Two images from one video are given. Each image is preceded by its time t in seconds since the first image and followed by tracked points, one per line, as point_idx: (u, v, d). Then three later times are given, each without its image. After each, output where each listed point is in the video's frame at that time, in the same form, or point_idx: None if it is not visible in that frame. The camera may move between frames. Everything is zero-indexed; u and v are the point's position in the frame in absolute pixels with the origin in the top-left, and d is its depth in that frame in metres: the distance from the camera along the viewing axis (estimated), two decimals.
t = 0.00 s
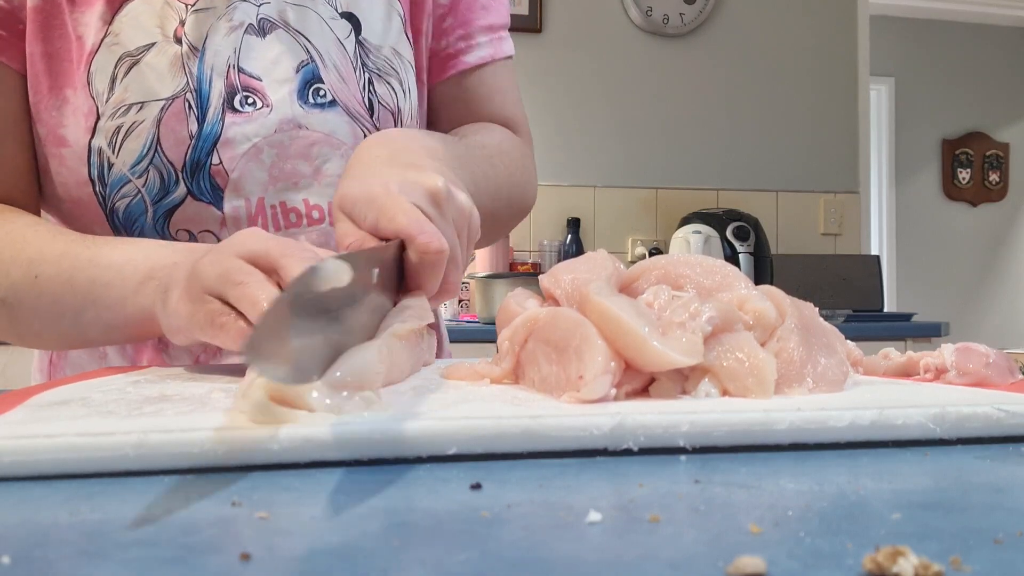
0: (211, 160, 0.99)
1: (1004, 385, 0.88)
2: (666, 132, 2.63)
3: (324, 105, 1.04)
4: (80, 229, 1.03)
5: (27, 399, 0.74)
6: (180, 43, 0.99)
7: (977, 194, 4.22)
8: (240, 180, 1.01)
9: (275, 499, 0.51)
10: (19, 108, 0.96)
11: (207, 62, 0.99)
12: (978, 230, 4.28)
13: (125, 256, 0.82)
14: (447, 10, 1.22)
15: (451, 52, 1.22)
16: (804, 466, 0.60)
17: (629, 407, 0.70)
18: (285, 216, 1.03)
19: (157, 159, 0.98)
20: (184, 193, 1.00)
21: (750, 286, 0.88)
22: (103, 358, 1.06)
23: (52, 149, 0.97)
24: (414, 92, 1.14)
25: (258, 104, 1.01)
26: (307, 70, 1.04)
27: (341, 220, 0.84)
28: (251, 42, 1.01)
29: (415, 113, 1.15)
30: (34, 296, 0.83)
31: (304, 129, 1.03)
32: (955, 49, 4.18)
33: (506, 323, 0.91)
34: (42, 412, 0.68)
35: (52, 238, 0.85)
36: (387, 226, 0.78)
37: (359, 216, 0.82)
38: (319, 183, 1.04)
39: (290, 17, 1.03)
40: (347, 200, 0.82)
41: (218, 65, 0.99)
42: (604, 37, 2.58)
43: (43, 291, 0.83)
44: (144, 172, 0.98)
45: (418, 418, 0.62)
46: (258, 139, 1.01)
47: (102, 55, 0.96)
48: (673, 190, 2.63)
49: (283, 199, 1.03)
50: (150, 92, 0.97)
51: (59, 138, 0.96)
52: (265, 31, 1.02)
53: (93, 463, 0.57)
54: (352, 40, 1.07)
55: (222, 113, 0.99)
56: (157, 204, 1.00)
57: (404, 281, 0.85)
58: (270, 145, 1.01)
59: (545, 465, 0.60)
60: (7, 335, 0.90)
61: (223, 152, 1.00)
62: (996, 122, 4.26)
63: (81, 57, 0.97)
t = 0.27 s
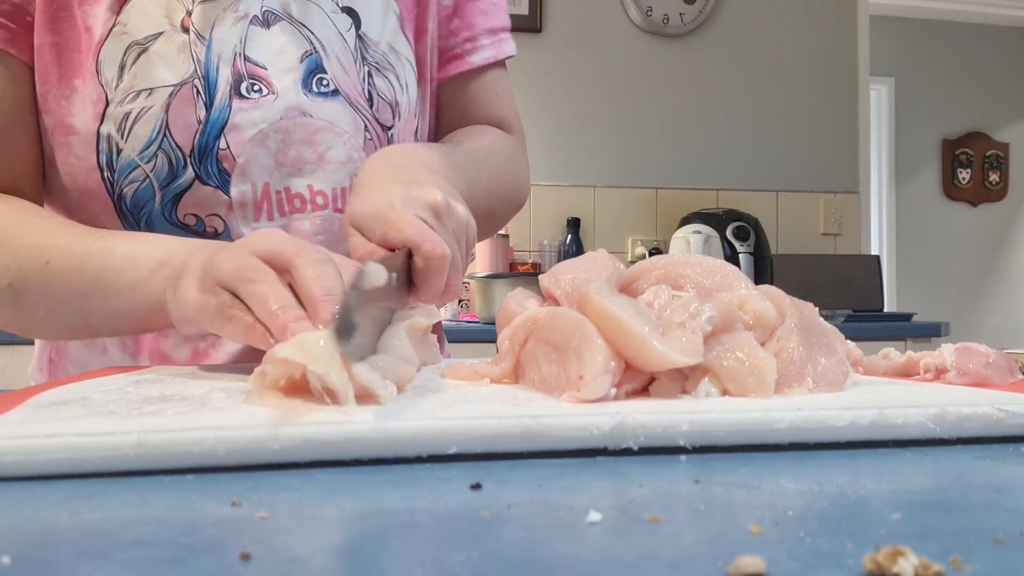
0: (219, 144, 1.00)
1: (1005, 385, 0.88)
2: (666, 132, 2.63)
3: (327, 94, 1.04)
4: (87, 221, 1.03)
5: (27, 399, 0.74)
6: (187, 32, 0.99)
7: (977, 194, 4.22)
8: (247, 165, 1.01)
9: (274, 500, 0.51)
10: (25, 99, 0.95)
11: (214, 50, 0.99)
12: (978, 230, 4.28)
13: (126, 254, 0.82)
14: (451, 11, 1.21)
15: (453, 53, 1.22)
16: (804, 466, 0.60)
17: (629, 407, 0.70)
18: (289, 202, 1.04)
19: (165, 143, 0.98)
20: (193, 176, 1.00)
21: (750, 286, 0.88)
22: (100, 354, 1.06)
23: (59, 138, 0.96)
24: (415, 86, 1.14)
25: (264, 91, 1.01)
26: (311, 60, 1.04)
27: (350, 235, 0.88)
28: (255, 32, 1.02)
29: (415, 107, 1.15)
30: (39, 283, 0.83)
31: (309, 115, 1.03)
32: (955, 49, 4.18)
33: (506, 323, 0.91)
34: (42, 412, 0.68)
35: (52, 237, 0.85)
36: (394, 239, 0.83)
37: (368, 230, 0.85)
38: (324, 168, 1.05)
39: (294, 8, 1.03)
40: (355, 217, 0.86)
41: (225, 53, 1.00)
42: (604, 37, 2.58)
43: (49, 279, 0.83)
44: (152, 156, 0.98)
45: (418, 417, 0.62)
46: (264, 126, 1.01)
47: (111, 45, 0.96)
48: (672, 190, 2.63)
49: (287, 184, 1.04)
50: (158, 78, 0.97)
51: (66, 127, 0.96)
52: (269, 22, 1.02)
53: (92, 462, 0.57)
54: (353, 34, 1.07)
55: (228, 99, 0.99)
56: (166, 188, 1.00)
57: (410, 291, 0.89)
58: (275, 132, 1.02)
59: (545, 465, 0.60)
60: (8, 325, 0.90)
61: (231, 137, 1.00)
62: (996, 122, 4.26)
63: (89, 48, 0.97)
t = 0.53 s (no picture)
0: (211, 142, 0.99)
1: (1004, 385, 0.88)
2: (665, 132, 2.63)
3: (319, 93, 1.04)
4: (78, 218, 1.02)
5: (27, 399, 0.74)
6: (179, 30, 0.98)
7: (977, 194, 4.22)
8: (239, 163, 1.01)
9: (274, 500, 0.51)
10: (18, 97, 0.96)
11: (206, 48, 0.99)
12: (978, 230, 4.28)
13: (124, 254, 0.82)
14: (445, 15, 1.23)
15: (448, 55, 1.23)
16: (804, 466, 0.60)
17: (629, 407, 0.70)
18: (280, 199, 1.05)
19: (156, 141, 0.98)
20: (184, 173, 0.99)
21: (750, 286, 0.88)
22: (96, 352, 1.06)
23: (52, 136, 0.96)
24: (404, 88, 1.15)
25: (255, 90, 1.01)
26: (302, 60, 1.04)
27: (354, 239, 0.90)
28: (247, 32, 1.01)
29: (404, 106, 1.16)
30: (37, 279, 0.83)
31: (300, 115, 1.03)
32: (955, 49, 4.18)
33: (506, 323, 0.91)
34: (43, 412, 0.68)
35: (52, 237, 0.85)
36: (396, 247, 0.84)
37: (370, 237, 0.87)
38: (315, 168, 1.05)
39: (286, 8, 1.04)
40: (358, 224, 0.87)
41: (217, 52, 0.99)
42: (604, 37, 2.58)
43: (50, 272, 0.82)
44: (144, 154, 0.97)
45: (419, 418, 0.62)
46: (257, 124, 1.01)
47: (102, 42, 0.96)
48: (673, 190, 2.63)
49: (279, 182, 1.04)
50: (149, 75, 0.97)
51: (59, 125, 0.96)
52: (261, 22, 1.02)
53: (88, 462, 0.57)
54: (344, 35, 1.07)
55: (221, 97, 0.99)
56: (157, 186, 0.99)
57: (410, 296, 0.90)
58: (267, 130, 1.02)
59: (545, 465, 0.60)
60: (6, 322, 0.90)
61: (223, 135, 1.00)
62: (996, 122, 4.26)
63: (80, 45, 0.96)
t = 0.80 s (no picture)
0: (227, 134, 1.00)
1: (1004, 385, 0.88)
2: (665, 132, 2.63)
3: (332, 88, 1.05)
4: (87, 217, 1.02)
5: (28, 399, 0.74)
6: (195, 26, 1.00)
7: (977, 195, 4.22)
8: (255, 155, 1.02)
9: (274, 500, 0.51)
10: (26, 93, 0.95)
11: (222, 43, 1.00)
12: (977, 230, 4.28)
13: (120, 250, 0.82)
14: (447, 14, 1.22)
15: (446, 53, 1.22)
16: (804, 466, 0.60)
17: (630, 407, 0.70)
18: (295, 192, 1.04)
19: (174, 132, 0.98)
20: (202, 165, 1.00)
21: (750, 286, 0.88)
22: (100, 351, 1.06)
23: (62, 132, 0.96)
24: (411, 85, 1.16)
25: (270, 84, 1.02)
26: (315, 55, 1.05)
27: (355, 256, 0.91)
28: (260, 29, 1.03)
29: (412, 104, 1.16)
30: (38, 280, 0.83)
31: (314, 109, 1.04)
32: (955, 48, 4.18)
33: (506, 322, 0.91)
34: (42, 412, 0.68)
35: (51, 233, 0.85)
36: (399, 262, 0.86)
37: (371, 252, 0.89)
38: (329, 162, 1.05)
39: (298, 5, 1.05)
40: (359, 240, 0.89)
41: (232, 46, 1.00)
42: (604, 37, 2.58)
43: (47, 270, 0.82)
44: (161, 146, 0.98)
45: (419, 416, 0.63)
46: (272, 117, 1.02)
47: (119, 38, 0.97)
48: (673, 190, 2.63)
49: (293, 176, 1.04)
50: (166, 70, 0.98)
51: (71, 120, 0.96)
52: (274, 19, 1.04)
53: (91, 463, 0.57)
54: (353, 33, 1.08)
55: (237, 90, 1.00)
56: (175, 178, 1.00)
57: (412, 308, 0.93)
58: (282, 123, 1.03)
59: (545, 465, 0.60)
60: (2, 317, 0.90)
61: (239, 128, 1.01)
62: (996, 122, 4.26)
63: (93, 42, 0.97)
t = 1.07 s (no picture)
0: (237, 137, 1.00)
1: (1005, 385, 0.88)
2: (666, 132, 2.63)
3: (339, 94, 1.05)
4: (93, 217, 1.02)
5: (29, 399, 0.74)
6: (205, 29, 0.99)
7: (977, 194, 4.22)
8: (264, 158, 1.02)
9: (274, 500, 0.51)
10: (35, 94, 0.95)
11: (232, 47, 1.00)
12: (977, 230, 4.28)
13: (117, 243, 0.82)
14: (454, 28, 1.24)
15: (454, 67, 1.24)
16: (804, 466, 0.60)
17: (630, 407, 0.70)
18: (304, 196, 1.04)
19: (184, 134, 0.98)
20: (212, 167, 1.00)
21: (750, 286, 0.88)
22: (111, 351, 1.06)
23: (70, 133, 0.95)
24: (416, 92, 1.17)
25: (280, 88, 1.02)
26: (323, 60, 1.04)
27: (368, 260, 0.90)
28: (270, 33, 1.02)
29: (417, 112, 1.17)
30: (37, 278, 0.83)
31: (323, 113, 1.03)
32: (955, 49, 4.18)
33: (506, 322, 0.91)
34: (42, 412, 0.68)
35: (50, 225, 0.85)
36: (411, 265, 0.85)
37: (385, 254, 0.88)
38: (337, 166, 1.05)
39: (306, 12, 1.05)
40: (373, 242, 0.88)
41: (242, 50, 1.00)
42: (604, 37, 2.58)
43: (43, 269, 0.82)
44: (171, 148, 0.98)
45: (419, 417, 0.63)
46: (281, 121, 1.02)
47: (129, 41, 0.96)
48: (673, 190, 2.63)
49: (302, 179, 1.04)
50: (177, 72, 0.97)
51: (79, 122, 0.95)
52: (283, 24, 1.03)
53: (93, 463, 0.57)
54: (361, 39, 1.09)
55: (247, 93, 1.00)
56: (184, 180, 1.00)
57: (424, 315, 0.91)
58: (291, 127, 1.02)
59: (545, 465, 0.60)
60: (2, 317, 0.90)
61: (249, 131, 1.00)
62: (996, 122, 4.26)
63: (102, 44, 0.96)
